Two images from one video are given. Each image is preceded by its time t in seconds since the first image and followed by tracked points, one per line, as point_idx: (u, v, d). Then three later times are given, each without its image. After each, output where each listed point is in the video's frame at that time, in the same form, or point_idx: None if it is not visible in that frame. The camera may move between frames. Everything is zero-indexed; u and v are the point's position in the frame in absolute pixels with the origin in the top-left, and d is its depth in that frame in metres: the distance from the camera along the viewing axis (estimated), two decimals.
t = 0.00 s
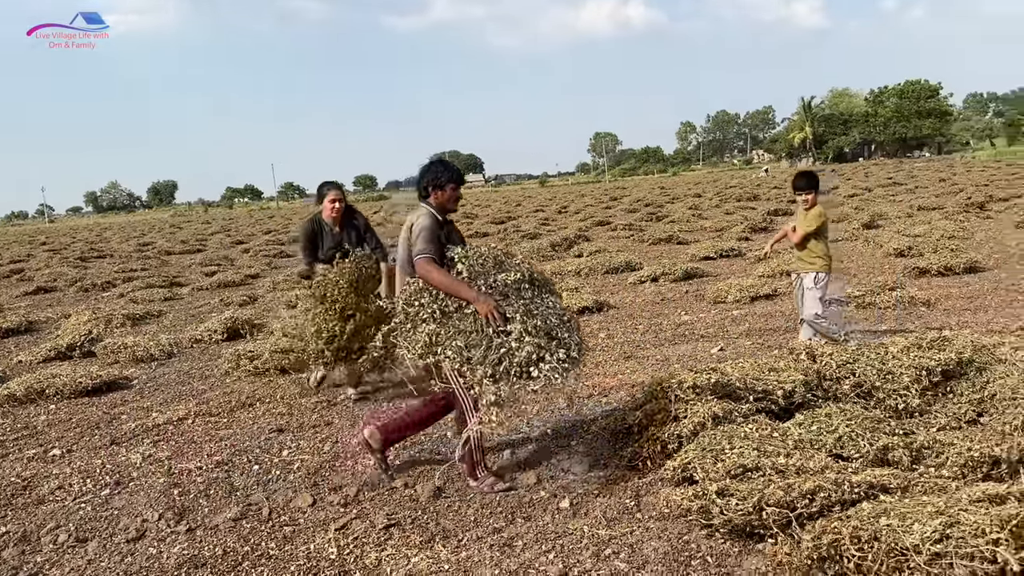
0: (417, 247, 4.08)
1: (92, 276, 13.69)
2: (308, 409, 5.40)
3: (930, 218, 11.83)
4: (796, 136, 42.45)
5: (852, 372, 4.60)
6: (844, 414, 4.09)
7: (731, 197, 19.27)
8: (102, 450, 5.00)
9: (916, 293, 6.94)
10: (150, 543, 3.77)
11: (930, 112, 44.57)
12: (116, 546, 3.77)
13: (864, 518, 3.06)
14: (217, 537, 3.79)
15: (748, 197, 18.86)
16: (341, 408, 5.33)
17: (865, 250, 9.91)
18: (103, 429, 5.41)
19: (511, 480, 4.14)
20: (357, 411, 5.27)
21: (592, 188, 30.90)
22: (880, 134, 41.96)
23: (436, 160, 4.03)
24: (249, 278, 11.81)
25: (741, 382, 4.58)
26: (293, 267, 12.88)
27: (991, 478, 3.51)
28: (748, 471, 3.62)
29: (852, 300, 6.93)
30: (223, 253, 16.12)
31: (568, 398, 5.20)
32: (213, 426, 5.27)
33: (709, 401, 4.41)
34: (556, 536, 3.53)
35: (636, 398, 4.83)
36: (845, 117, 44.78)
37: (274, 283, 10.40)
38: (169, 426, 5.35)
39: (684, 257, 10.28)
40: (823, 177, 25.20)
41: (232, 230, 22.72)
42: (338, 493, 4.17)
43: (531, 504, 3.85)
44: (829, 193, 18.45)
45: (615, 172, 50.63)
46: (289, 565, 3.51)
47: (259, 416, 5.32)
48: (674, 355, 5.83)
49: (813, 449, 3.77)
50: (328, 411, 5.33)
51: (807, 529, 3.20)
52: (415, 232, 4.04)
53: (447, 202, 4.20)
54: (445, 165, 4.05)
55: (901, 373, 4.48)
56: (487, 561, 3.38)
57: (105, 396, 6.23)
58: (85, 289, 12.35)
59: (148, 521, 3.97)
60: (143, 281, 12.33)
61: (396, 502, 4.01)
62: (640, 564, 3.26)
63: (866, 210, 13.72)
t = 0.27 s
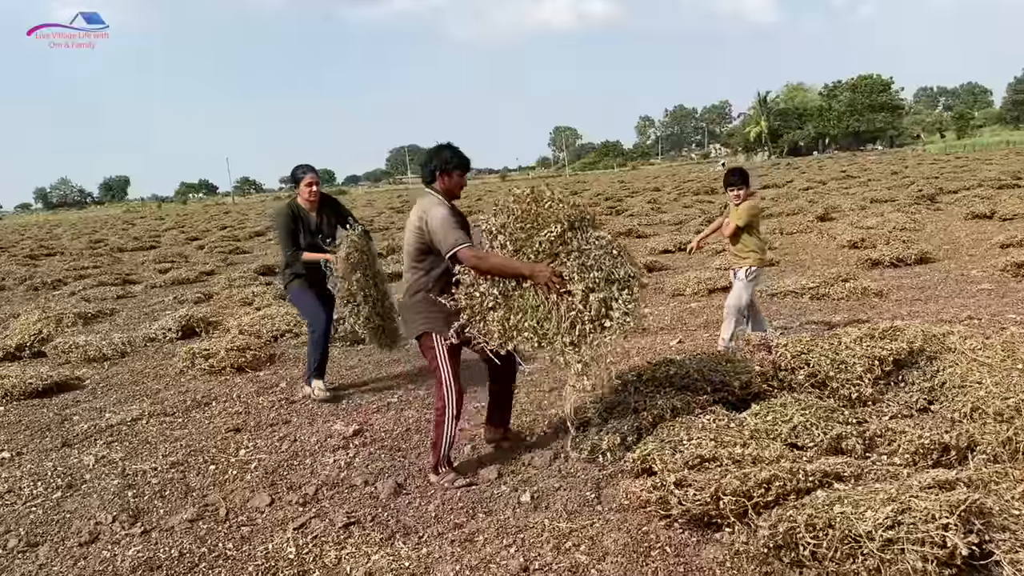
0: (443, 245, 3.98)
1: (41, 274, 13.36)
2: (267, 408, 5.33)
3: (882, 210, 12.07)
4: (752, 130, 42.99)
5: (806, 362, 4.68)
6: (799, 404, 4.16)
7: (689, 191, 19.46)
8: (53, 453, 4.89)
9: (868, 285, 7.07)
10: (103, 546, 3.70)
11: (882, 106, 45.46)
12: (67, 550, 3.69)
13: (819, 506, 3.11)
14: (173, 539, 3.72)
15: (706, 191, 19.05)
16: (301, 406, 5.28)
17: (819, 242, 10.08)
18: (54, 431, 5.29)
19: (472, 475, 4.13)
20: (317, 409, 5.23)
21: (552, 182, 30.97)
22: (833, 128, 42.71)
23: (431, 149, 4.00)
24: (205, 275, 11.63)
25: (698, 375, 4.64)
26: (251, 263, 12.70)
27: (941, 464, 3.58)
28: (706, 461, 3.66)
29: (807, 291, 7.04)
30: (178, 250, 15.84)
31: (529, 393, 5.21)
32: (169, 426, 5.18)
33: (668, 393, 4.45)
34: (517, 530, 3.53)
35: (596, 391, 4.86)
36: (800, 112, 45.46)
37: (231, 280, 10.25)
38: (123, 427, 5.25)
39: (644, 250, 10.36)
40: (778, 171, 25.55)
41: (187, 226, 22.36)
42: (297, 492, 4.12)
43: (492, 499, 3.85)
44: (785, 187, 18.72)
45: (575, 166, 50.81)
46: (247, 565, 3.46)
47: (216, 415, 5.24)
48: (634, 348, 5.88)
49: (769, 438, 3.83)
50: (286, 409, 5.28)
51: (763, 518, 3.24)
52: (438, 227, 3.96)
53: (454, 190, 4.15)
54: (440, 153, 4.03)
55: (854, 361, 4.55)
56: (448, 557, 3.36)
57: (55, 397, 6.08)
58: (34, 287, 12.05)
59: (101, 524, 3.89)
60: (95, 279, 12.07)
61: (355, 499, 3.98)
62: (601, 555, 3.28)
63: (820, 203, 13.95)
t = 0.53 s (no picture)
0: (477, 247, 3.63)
1: None
2: (216, 408, 5.24)
3: (831, 205, 12.30)
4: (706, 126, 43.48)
5: (757, 355, 4.75)
6: (750, 396, 4.21)
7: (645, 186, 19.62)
8: None
9: (817, 278, 7.20)
10: (46, 552, 3.60)
11: (831, 102, 46.32)
12: (8, 556, 3.58)
13: (768, 497, 3.15)
14: (119, 543, 3.64)
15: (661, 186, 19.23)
16: (252, 406, 5.19)
17: (771, 236, 10.25)
18: None
19: (426, 472, 4.10)
20: (269, 408, 5.15)
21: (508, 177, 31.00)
22: (785, 124, 43.42)
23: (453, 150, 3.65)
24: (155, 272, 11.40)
25: (651, 369, 4.67)
26: (202, 260, 12.49)
27: (887, 454, 3.65)
28: (658, 454, 3.68)
29: (759, 285, 7.14)
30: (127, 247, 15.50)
31: (484, 389, 5.20)
32: (115, 427, 5.07)
33: (622, 387, 4.48)
34: (471, 527, 3.52)
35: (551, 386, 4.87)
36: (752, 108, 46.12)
37: (182, 278, 10.06)
38: (67, 428, 5.12)
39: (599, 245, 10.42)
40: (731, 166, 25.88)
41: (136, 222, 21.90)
42: (247, 493, 4.06)
43: (446, 496, 3.82)
44: (738, 181, 18.97)
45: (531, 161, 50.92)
46: (195, 569, 3.40)
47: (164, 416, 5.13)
48: (589, 343, 5.91)
49: (720, 430, 3.88)
50: (237, 409, 5.19)
51: (714, 509, 3.28)
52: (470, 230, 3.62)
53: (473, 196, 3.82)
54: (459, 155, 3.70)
55: (803, 354, 4.62)
56: (402, 555, 3.34)
57: None
58: None
59: (44, 529, 3.79)
60: (39, 277, 11.77)
61: (307, 500, 3.92)
62: (555, 549, 3.28)
63: (772, 197, 14.18)
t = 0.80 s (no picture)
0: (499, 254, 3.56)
1: None
2: (165, 407, 5.13)
3: (781, 200, 12.51)
4: (659, 122, 43.87)
5: (709, 345, 4.80)
6: (702, 387, 4.26)
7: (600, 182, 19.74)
8: None
9: (768, 271, 7.31)
10: None
11: (782, 100, 47.10)
12: None
13: (720, 486, 3.18)
14: (62, 545, 3.54)
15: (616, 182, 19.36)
16: (203, 405, 5.09)
17: (723, 231, 10.38)
18: None
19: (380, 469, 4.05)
20: (219, 407, 5.06)
21: (464, 173, 30.94)
22: (736, 120, 44.04)
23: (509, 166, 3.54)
24: (101, 270, 11.13)
25: (605, 362, 4.69)
26: (150, 257, 12.24)
27: (835, 442, 3.71)
28: (612, 445, 3.70)
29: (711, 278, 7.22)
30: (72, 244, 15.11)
31: (439, 384, 5.18)
32: (59, 428, 4.93)
33: (576, 380, 4.49)
34: (426, 522, 3.49)
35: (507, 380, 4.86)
36: (705, 105, 46.68)
37: (130, 275, 9.85)
38: (8, 429, 4.96)
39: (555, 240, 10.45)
40: (685, 162, 26.16)
41: (82, 219, 21.37)
42: (197, 492, 3.97)
43: (401, 492, 3.79)
44: (691, 177, 19.19)
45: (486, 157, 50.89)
46: (142, 570, 3.32)
47: (110, 416, 5.01)
48: (544, 337, 5.92)
49: (673, 421, 3.91)
50: (187, 408, 5.08)
51: (667, 499, 3.31)
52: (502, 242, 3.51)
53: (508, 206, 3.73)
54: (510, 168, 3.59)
55: (754, 346, 4.68)
56: (355, 552, 3.30)
57: None
58: None
59: None
60: None
61: (258, 498, 3.86)
62: (510, 543, 3.27)
63: (724, 193, 14.36)
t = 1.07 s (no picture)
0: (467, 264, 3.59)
1: None
2: (111, 406, 5.01)
3: (733, 196, 12.68)
4: (614, 118, 44.15)
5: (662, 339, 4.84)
6: (655, 380, 4.29)
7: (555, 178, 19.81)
8: None
9: (720, 266, 7.41)
10: None
11: (734, 97, 47.74)
12: None
13: (672, 478, 3.21)
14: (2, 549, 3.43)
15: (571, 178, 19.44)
16: (151, 404, 4.98)
17: (676, 226, 10.48)
18: None
19: (333, 467, 4.01)
20: (168, 406, 4.95)
21: (419, 169, 30.77)
22: (690, 117, 44.56)
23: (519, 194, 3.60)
24: (45, 266, 10.83)
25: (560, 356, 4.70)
26: (96, 253, 11.95)
27: (784, 434, 3.77)
28: (566, 439, 3.71)
29: (665, 273, 7.29)
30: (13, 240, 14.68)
31: (394, 380, 5.14)
32: None
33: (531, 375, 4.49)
34: (379, 519, 3.46)
35: (461, 375, 4.85)
36: (659, 102, 47.09)
37: (75, 271, 9.60)
38: None
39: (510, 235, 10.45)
40: (639, 158, 26.38)
41: (24, 214, 20.77)
42: (144, 493, 3.89)
43: (354, 489, 3.75)
44: (645, 174, 19.35)
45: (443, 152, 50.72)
46: (85, 573, 3.24)
47: (54, 416, 4.88)
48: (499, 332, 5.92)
49: (626, 415, 3.94)
50: (134, 407, 4.97)
51: (620, 492, 3.33)
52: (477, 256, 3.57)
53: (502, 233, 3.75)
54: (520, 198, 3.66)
55: (706, 339, 4.74)
56: (306, 551, 3.25)
57: None
58: None
59: None
60: None
61: (207, 498, 3.79)
62: (464, 539, 3.26)
63: (677, 189, 14.51)
